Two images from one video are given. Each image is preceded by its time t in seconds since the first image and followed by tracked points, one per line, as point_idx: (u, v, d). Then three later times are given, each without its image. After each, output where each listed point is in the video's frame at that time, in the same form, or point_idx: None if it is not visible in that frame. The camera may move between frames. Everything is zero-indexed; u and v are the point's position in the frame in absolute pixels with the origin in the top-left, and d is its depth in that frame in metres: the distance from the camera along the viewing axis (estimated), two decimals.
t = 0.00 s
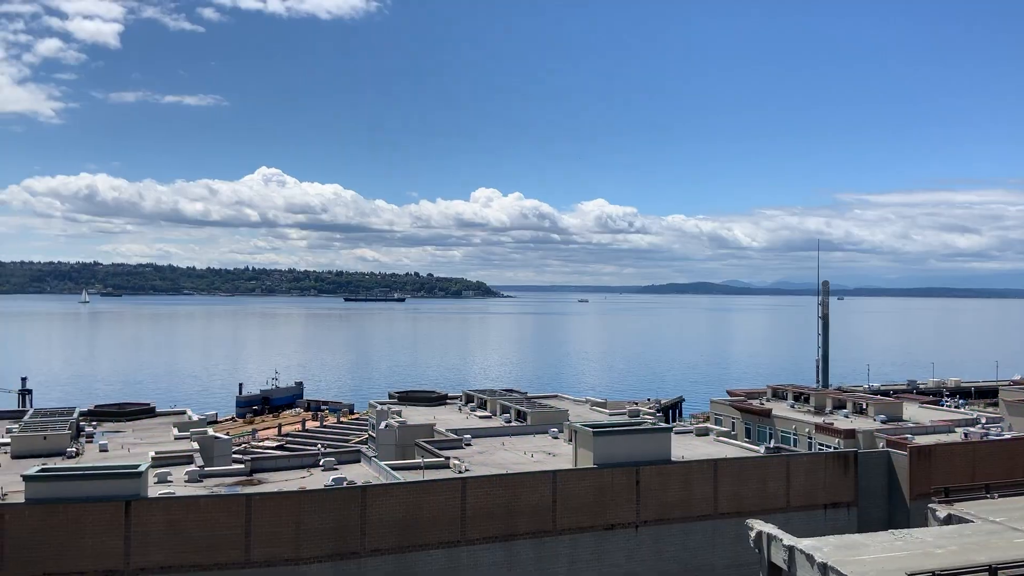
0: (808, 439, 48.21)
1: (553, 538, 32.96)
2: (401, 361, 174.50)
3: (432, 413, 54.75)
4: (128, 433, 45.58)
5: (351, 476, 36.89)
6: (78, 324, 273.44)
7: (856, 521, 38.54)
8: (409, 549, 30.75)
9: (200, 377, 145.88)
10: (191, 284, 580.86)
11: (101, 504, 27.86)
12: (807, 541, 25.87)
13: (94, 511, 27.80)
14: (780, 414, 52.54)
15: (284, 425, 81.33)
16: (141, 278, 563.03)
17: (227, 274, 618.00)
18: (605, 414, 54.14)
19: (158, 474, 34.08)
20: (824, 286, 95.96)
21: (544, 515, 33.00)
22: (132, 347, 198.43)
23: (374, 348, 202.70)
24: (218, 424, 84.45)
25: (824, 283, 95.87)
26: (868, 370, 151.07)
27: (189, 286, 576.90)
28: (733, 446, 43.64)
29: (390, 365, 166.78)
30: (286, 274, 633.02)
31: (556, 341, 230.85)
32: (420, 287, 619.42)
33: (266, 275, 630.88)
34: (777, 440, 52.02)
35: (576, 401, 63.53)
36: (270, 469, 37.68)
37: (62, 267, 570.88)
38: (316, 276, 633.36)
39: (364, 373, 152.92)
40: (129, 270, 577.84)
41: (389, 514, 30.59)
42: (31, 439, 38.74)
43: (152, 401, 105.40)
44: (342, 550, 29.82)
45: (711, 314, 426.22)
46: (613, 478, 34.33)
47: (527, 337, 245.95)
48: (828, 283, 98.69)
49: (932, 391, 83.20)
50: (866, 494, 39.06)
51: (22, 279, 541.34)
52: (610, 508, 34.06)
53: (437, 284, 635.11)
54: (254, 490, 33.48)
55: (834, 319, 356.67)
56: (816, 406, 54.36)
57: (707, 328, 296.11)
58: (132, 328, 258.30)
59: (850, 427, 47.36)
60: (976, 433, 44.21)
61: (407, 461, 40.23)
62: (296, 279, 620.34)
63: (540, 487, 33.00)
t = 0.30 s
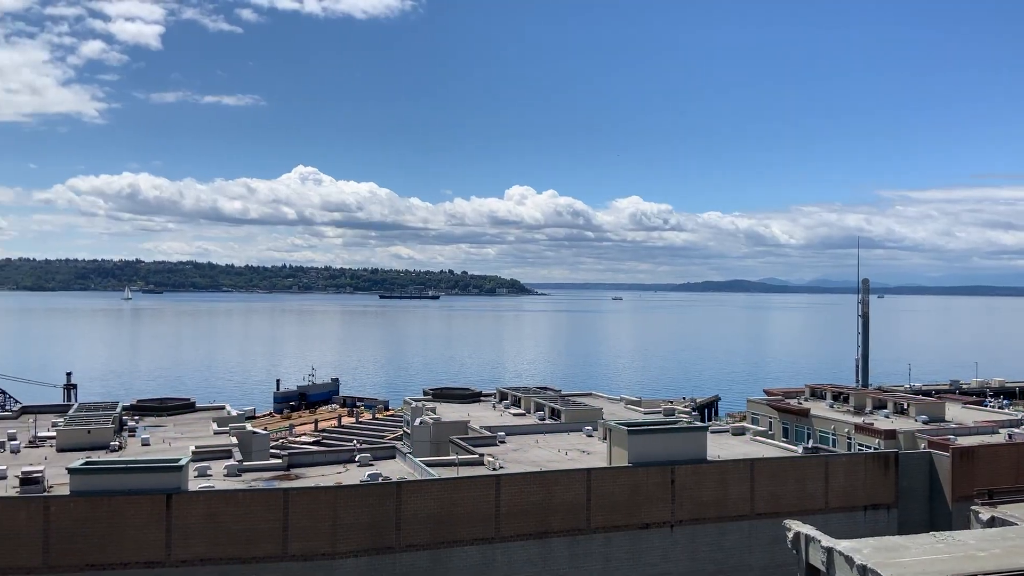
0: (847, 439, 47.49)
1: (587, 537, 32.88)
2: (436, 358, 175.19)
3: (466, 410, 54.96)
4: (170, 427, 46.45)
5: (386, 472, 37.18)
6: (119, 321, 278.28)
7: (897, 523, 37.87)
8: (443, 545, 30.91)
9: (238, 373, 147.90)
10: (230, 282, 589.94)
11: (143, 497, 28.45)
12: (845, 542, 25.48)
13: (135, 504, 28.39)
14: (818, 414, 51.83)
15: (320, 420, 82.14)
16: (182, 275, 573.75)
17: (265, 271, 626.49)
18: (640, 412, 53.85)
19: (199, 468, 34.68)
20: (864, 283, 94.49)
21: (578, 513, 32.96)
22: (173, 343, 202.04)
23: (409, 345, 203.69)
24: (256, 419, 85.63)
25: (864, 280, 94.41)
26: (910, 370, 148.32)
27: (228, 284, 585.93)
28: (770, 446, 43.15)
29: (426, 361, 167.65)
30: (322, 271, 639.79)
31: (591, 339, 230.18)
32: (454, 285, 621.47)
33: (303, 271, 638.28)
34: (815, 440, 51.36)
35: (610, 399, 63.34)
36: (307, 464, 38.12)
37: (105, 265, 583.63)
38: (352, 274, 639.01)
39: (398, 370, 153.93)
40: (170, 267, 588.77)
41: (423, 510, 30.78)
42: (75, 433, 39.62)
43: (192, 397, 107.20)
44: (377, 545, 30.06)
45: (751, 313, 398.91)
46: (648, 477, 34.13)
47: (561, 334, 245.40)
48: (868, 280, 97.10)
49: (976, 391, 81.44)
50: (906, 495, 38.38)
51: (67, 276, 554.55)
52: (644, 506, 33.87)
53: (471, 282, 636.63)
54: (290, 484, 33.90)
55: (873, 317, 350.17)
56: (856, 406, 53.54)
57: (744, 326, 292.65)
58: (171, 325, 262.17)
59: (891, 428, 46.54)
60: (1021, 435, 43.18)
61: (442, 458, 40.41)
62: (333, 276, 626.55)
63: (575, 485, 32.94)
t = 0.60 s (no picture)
0: (875, 442, 46.92)
1: (610, 537, 32.79)
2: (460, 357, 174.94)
3: (489, 409, 54.96)
4: (196, 425, 46.94)
5: (409, 471, 37.29)
6: (146, 319, 280.46)
7: (924, 527, 37.32)
8: (466, 544, 30.97)
9: (264, 372, 148.59)
10: (256, 282, 596.12)
11: (170, 494, 28.80)
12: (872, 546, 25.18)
13: (162, 500, 28.73)
14: (845, 416, 51.27)
15: (344, 419, 82.62)
16: (209, 274, 580.74)
17: (290, 271, 632.31)
18: (663, 413, 53.57)
19: (225, 465, 35.04)
20: (892, 284, 93.32)
21: (601, 514, 32.86)
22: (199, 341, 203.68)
23: (433, 345, 203.53)
24: (281, 417, 86.21)
25: (892, 281, 93.24)
26: (939, 372, 146.31)
27: (254, 284, 591.89)
28: (796, 448, 42.77)
29: (450, 361, 167.49)
30: (346, 271, 644.08)
31: (614, 339, 229.71)
32: (477, 285, 622.71)
33: (327, 271, 642.93)
34: (842, 443, 50.83)
35: (633, 399, 63.05)
36: (330, 462, 38.37)
37: (134, 264, 592.39)
38: (376, 273, 642.72)
39: (422, 369, 153.94)
40: (197, 266, 596.11)
41: (446, 509, 30.85)
42: (104, 430, 40.19)
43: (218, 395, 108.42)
44: (401, 544, 30.19)
45: (776, 314, 399.32)
46: (672, 479, 33.97)
47: (586, 335, 244.27)
48: (896, 281, 95.87)
49: (1007, 394, 80.23)
50: (935, 499, 37.82)
51: (96, 276, 563.53)
52: (668, 508, 33.71)
53: (494, 282, 637.66)
54: (314, 482, 34.14)
55: (902, 319, 344.99)
56: (883, 409, 52.91)
57: (771, 327, 289.97)
58: (198, 324, 264.20)
59: (919, 430, 45.97)
60: None
61: (464, 457, 40.46)
62: (356, 276, 630.54)
63: (597, 485, 32.88)
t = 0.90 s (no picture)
0: (903, 446, 46.36)
1: (634, 540, 32.65)
2: (483, 359, 175.01)
3: (512, 411, 54.98)
4: (222, 425, 47.42)
5: (433, 472, 37.40)
6: (174, 321, 283.65)
7: (954, 532, 36.76)
8: (489, 545, 30.96)
9: (288, 373, 149.56)
10: (281, 283, 601.65)
11: (197, 493, 29.11)
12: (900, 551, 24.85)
13: (189, 500, 29.04)
14: (872, 420, 50.70)
15: (368, 420, 83.13)
16: (234, 276, 587.24)
17: (314, 273, 637.62)
18: (687, 416, 53.26)
19: (250, 465, 35.35)
20: (921, 286, 92.06)
21: (625, 516, 32.73)
22: (225, 343, 205.50)
23: (456, 346, 203.80)
24: (306, 418, 86.75)
25: (921, 283, 92.00)
26: (969, 376, 143.95)
27: (279, 285, 597.29)
28: (822, 452, 42.30)
29: (474, 363, 167.68)
30: (370, 273, 648.19)
31: (637, 341, 229.20)
32: (500, 287, 623.54)
33: (351, 272, 647.37)
34: (869, 446, 50.29)
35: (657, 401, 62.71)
36: (355, 462, 38.61)
37: (162, 267, 600.86)
38: (399, 274, 646.29)
39: (446, 371, 154.13)
40: (223, 267, 602.77)
41: (470, 511, 30.91)
42: (133, 430, 40.74)
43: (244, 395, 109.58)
44: (424, 544, 30.28)
45: (803, 315, 395.66)
46: (696, 482, 33.77)
47: (609, 337, 243.54)
48: (925, 283, 94.56)
49: None
50: (965, 504, 37.22)
51: (125, 278, 571.87)
52: (692, 511, 33.50)
53: (516, 283, 638.41)
54: (338, 483, 34.37)
55: (932, 322, 339.39)
56: (911, 412, 52.27)
57: (797, 329, 287.13)
58: (224, 325, 266.87)
59: (948, 434, 45.34)
60: None
61: (487, 459, 40.50)
62: (380, 278, 634.19)
63: (621, 487, 32.76)
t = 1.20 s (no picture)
0: (937, 450, 45.56)
1: (662, 544, 32.40)
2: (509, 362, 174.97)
3: (539, 414, 54.87)
4: (251, 428, 47.80)
5: (460, 475, 37.38)
6: (203, 324, 286.83)
7: (989, 537, 36.05)
8: (516, 548, 30.89)
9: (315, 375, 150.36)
10: (308, 286, 606.90)
11: (227, 494, 29.37)
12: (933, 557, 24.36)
13: (219, 501, 29.30)
14: (905, 423, 49.89)
15: (395, 422, 83.51)
16: (262, 280, 593.55)
17: (341, 276, 642.10)
18: (716, 419, 52.80)
19: (278, 468, 35.57)
20: (954, 287, 90.46)
21: (653, 520, 32.50)
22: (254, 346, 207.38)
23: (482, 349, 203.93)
24: (334, 421, 87.20)
25: (955, 285, 90.42)
26: (1005, 379, 141.09)
27: (306, 288, 602.46)
28: (853, 456, 41.71)
29: (500, 365, 167.73)
30: (396, 276, 651.42)
31: (664, 343, 227.91)
32: (525, 289, 623.28)
33: (377, 276, 651.26)
34: (902, 450, 49.48)
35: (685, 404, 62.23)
36: (382, 465, 38.73)
37: (191, 271, 608.92)
38: (425, 277, 648.37)
39: (472, 374, 154.11)
40: (251, 271, 609.34)
41: (497, 514, 30.86)
42: (165, 432, 41.25)
43: (272, 398, 110.56)
44: (451, 547, 30.27)
45: (833, 317, 391.29)
46: (726, 485, 33.46)
47: (636, 339, 242.32)
48: (959, 285, 92.87)
49: None
50: (1000, 509, 36.47)
51: (156, 282, 580.37)
52: (722, 516, 33.19)
53: (542, 286, 637.83)
54: (366, 485, 34.46)
55: (966, 323, 333.60)
56: (945, 416, 51.34)
57: (826, 331, 283.57)
58: (252, 328, 269.59)
59: (983, 438, 44.47)
60: None
61: (514, 461, 40.41)
62: (405, 281, 637.07)
63: (649, 491, 32.53)
